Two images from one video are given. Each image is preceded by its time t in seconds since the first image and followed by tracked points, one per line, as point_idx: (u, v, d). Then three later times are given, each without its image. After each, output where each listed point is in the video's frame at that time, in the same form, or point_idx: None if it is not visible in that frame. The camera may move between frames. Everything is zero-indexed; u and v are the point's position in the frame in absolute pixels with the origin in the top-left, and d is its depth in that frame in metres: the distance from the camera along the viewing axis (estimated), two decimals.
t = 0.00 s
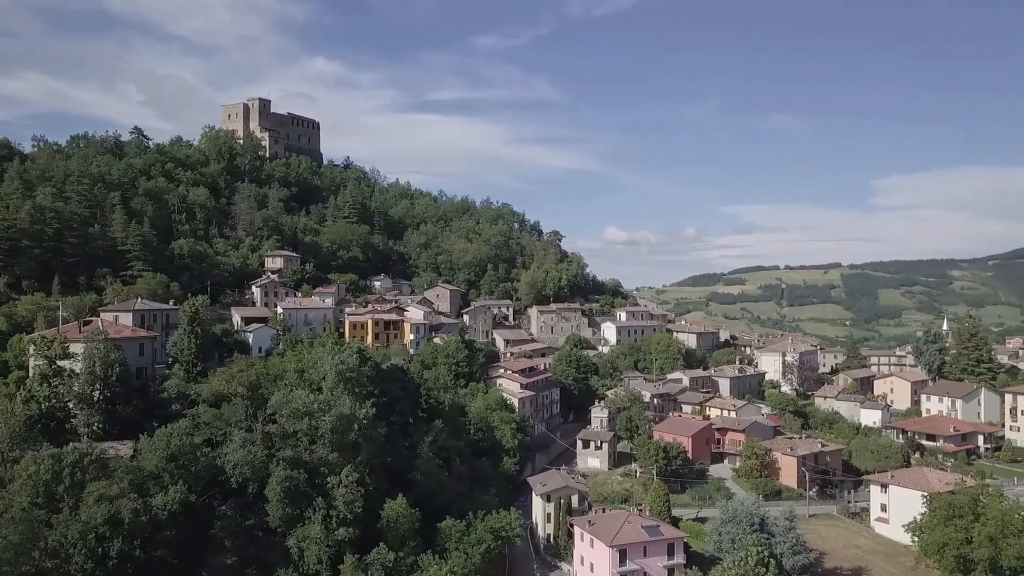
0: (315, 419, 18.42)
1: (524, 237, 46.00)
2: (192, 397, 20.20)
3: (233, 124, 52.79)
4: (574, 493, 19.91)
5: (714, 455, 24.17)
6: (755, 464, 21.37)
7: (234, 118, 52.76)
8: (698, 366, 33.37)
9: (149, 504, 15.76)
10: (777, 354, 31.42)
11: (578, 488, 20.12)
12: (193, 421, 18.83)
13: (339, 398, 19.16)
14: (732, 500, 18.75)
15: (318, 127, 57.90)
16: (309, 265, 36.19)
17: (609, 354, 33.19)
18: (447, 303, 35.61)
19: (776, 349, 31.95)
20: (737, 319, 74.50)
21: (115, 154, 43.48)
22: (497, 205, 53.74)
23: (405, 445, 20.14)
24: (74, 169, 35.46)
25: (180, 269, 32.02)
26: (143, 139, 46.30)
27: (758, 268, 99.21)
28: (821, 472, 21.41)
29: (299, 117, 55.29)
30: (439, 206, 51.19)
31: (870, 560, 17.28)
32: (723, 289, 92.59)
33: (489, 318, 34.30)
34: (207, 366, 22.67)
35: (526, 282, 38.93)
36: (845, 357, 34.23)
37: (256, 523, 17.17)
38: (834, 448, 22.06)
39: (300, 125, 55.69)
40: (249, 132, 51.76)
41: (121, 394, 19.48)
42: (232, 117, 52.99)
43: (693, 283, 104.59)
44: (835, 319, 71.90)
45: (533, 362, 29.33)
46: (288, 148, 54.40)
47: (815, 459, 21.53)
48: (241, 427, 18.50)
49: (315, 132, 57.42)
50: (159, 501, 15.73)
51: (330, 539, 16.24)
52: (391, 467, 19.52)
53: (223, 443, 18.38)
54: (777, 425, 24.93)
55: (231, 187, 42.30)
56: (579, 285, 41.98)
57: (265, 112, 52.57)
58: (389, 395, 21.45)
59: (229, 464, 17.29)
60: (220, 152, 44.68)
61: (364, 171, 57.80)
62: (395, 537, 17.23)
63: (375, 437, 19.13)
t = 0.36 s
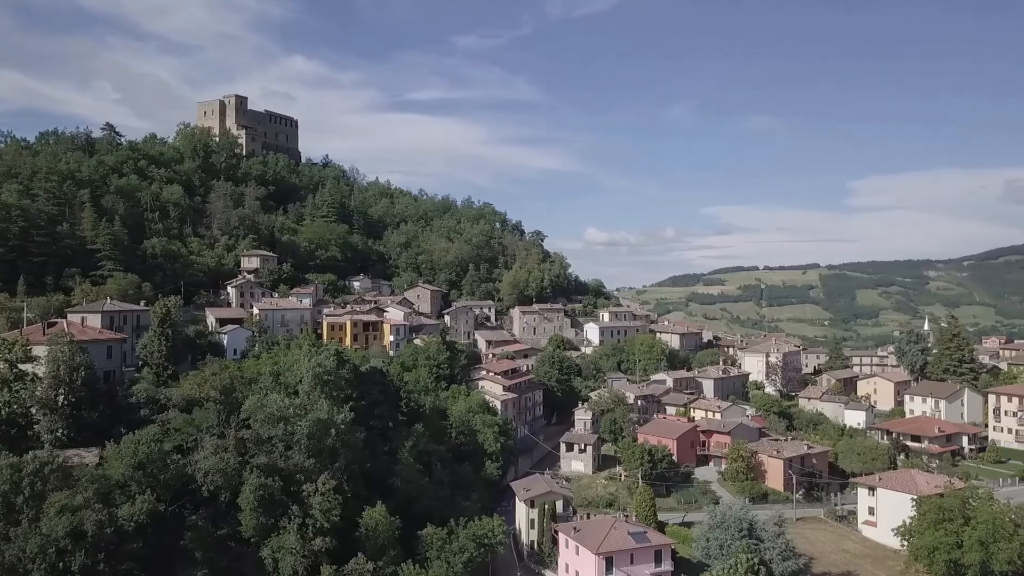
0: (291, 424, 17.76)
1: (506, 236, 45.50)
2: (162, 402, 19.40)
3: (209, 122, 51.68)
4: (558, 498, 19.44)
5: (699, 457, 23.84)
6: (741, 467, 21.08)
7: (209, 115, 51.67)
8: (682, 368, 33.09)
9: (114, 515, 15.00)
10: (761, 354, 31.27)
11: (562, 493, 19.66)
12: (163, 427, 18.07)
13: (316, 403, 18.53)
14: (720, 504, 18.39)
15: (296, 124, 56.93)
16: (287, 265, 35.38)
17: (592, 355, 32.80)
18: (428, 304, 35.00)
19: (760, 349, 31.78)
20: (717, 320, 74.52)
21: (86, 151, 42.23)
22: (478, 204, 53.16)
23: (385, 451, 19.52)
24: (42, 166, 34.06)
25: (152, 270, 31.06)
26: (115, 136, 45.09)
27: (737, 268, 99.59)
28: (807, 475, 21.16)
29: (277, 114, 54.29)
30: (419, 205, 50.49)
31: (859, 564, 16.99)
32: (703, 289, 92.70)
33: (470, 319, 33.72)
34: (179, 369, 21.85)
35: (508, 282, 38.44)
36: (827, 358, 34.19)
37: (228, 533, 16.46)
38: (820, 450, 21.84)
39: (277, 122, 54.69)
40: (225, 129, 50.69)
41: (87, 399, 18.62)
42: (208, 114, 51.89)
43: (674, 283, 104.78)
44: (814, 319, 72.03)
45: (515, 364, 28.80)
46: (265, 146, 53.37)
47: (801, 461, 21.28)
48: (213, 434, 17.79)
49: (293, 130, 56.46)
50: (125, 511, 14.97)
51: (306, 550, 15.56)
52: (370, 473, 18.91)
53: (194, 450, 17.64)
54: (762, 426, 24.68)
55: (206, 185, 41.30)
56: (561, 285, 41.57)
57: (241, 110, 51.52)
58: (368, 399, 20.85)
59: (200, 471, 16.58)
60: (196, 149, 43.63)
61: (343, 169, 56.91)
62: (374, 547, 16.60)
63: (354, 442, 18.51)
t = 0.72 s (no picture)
0: (267, 430, 17.10)
1: (488, 236, 44.97)
2: (131, 407, 18.62)
3: (184, 118, 50.52)
4: (543, 503, 18.97)
5: (685, 460, 23.48)
6: (728, 470, 20.77)
7: (185, 112, 50.53)
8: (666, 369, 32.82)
9: (78, 526, 14.20)
10: (745, 355, 31.22)
11: (547, 498, 19.19)
12: (132, 434, 17.31)
13: (293, 407, 17.90)
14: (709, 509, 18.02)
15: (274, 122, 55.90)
16: (264, 264, 34.55)
17: (575, 357, 32.39)
18: (409, 304, 34.37)
19: (744, 350, 31.66)
20: (698, 320, 74.49)
21: (56, 147, 40.90)
22: (459, 204, 52.56)
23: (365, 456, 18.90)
24: (9, 161, 32.55)
25: (123, 269, 30.10)
26: (87, 133, 43.84)
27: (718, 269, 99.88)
28: (794, 477, 20.90)
29: (254, 112, 53.26)
30: (400, 204, 49.77)
31: (849, 569, 16.71)
32: (683, 290, 92.72)
33: (452, 319, 33.12)
34: (149, 373, 21.04)
35: (491, 283, 37.94)
36: (810, 358, 34.13)
37: (200, 543, 15.77)
38: (807, 452, 21.60)
39: (255, 120, 53.66)
40: (201, 126, 49.58)
41: (51, 404, 17.78)
42: (183, 111, 50.73)
43: (654, 284, 104.87)
44: (793, 319, 72.24)
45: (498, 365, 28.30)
46: (242, 144, 52.30)
47: (788, 463, 21.01)
48: (184, 440, 17.08)
49: (270, 128, 55.40)
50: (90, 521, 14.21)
51: (281, 560, 14.88)
52: (349, 479, 18.31)
53: (164, 457, 16.91)
54: (748, 429, 24.40)
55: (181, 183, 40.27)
56: (544, 286, 41.10)
57: (218, 106, 50.46)
58: (347, 403, 20.26)
59: (170, 479, 15.84)
60: (170, 146, 42.48)
61: (322, 168, 55.97)
62: (353, 556, 15.99)
63: (332, 447, 17.90)
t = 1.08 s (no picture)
0: (241, 435, 16.43)
1: (471, 236, 44.40)
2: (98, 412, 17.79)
3: (159, 115, 49.29)
4: (529, 509, 18.52)
5: (672, 463, 23.12)
6: (716, 473, 20.52)
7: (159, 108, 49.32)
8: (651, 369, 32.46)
9: (39, 539, 13.31)
10: (730, 356, 30.98)
11: (533, 504, 18.74)
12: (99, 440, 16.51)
13: (269, 412, 17.26)
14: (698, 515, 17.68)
15: (252, 120, 54.83)
16: (242, 264, 33.73)
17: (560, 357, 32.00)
18: (389, 305, 33.69)
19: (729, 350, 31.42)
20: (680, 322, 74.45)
21: (25, 142, 39.56)
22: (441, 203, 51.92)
23: (344, 461, 18.29)
24: None
25: (94, 269, 29.01)
26: (58, 129, 42.54)
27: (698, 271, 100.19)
28: (782, 479, 20.64)
29: (232, 109, 52.18)
30: (381, 202, 48.99)
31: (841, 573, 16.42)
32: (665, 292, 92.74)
33: (433, 320, 32.56)
34: (119, 376, 20.17)
35: (473, 283, 37.48)
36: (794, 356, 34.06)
37: (171, 555, 15.06)
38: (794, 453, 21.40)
39: (232, 117, 52.54)
40: (176, 123, 48.42)
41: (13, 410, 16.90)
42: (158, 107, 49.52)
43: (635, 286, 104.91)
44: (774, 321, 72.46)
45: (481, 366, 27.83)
46: (219, 141, 51.18)
47: (775, 466, 20.78)
48: (154, 446, 16.34)
49: (248, 125, 54.34)
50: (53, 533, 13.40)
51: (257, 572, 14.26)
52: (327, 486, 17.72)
53: (132, 464, 16.15)
54: (734, 430, 24.17)
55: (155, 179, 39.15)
56: (527, 286, 40.62)
57: (194, 103, 49.32)
58: (326, 406, 19.65)
59: (139, 488, 15.09)
60: (145, 142, 41.33)
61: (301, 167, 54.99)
62: (332, 567, 15.41)
63: (310, 453, 17.31)
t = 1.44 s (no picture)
0: (216, 441, 15.78)
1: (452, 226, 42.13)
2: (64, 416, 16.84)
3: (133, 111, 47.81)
4: (514, 515, 17.98)
5: (659, 466, 22.51)
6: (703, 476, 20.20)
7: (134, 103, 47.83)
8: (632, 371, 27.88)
9: None
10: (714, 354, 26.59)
11: (518, 510, 18.20)
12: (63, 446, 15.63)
13: (245, 418, 16.65)
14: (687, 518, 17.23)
15: (231, 117, 53.39)
16: (218, 264, 32.70)
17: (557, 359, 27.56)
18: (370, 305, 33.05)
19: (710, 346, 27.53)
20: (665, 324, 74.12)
21: None
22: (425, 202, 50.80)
23: (324, 464, 17.57)
24: None
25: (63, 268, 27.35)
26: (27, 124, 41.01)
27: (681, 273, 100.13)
28: (770, 482, 20.25)
29: (210, 105, 50.76)
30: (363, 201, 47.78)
31: None
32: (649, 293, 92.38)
33: (414, 321, 32.01)
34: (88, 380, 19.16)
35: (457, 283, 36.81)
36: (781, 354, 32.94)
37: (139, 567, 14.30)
38: (782, 455, 20.99)
39: (210, 114, 51.12)
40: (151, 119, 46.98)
41: None
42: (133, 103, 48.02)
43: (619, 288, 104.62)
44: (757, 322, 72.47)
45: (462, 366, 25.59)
46: (196, 138, 49.72)
47: (764, 469, 20.38)
48: (123, 453, 15.52)
49: (227, 121, 52.93)
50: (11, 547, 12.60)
51: None
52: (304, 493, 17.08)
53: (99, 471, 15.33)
54: (720, 431, 23.48)
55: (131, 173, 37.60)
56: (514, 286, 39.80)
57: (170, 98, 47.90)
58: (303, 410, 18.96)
59: (106, 498, 14.33)
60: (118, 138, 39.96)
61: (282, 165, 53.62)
62: None
63: (287, 460, 16.70)
